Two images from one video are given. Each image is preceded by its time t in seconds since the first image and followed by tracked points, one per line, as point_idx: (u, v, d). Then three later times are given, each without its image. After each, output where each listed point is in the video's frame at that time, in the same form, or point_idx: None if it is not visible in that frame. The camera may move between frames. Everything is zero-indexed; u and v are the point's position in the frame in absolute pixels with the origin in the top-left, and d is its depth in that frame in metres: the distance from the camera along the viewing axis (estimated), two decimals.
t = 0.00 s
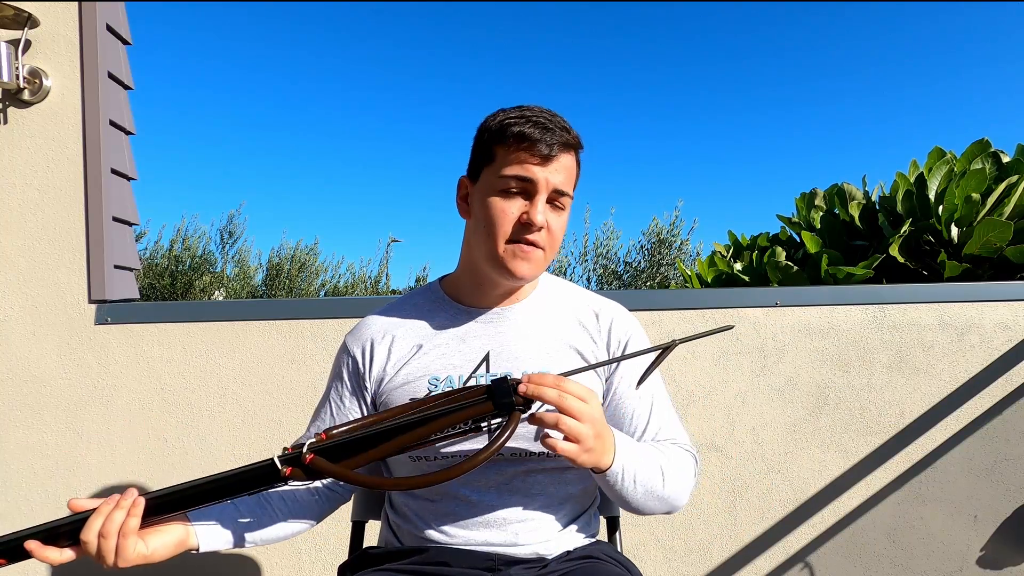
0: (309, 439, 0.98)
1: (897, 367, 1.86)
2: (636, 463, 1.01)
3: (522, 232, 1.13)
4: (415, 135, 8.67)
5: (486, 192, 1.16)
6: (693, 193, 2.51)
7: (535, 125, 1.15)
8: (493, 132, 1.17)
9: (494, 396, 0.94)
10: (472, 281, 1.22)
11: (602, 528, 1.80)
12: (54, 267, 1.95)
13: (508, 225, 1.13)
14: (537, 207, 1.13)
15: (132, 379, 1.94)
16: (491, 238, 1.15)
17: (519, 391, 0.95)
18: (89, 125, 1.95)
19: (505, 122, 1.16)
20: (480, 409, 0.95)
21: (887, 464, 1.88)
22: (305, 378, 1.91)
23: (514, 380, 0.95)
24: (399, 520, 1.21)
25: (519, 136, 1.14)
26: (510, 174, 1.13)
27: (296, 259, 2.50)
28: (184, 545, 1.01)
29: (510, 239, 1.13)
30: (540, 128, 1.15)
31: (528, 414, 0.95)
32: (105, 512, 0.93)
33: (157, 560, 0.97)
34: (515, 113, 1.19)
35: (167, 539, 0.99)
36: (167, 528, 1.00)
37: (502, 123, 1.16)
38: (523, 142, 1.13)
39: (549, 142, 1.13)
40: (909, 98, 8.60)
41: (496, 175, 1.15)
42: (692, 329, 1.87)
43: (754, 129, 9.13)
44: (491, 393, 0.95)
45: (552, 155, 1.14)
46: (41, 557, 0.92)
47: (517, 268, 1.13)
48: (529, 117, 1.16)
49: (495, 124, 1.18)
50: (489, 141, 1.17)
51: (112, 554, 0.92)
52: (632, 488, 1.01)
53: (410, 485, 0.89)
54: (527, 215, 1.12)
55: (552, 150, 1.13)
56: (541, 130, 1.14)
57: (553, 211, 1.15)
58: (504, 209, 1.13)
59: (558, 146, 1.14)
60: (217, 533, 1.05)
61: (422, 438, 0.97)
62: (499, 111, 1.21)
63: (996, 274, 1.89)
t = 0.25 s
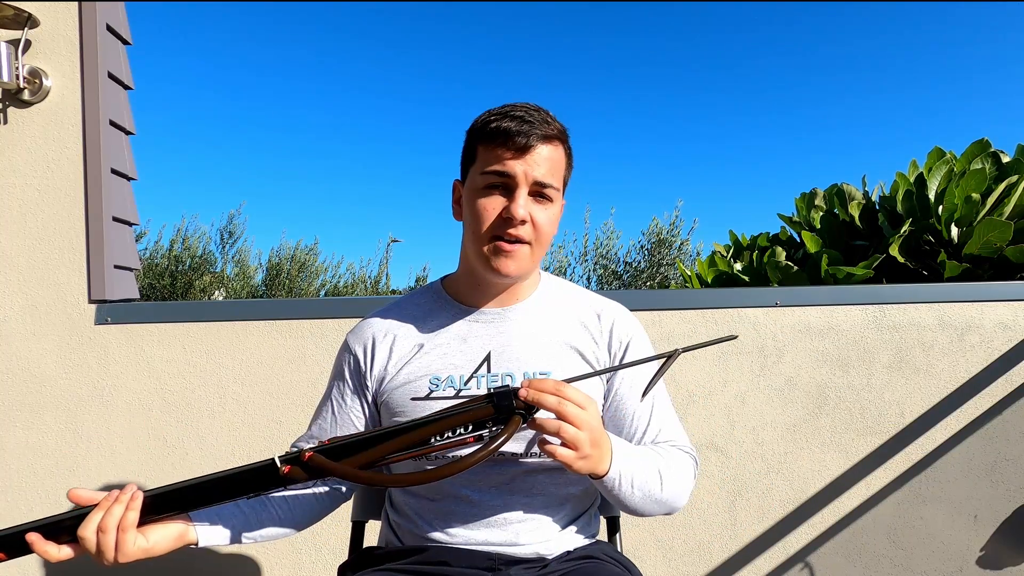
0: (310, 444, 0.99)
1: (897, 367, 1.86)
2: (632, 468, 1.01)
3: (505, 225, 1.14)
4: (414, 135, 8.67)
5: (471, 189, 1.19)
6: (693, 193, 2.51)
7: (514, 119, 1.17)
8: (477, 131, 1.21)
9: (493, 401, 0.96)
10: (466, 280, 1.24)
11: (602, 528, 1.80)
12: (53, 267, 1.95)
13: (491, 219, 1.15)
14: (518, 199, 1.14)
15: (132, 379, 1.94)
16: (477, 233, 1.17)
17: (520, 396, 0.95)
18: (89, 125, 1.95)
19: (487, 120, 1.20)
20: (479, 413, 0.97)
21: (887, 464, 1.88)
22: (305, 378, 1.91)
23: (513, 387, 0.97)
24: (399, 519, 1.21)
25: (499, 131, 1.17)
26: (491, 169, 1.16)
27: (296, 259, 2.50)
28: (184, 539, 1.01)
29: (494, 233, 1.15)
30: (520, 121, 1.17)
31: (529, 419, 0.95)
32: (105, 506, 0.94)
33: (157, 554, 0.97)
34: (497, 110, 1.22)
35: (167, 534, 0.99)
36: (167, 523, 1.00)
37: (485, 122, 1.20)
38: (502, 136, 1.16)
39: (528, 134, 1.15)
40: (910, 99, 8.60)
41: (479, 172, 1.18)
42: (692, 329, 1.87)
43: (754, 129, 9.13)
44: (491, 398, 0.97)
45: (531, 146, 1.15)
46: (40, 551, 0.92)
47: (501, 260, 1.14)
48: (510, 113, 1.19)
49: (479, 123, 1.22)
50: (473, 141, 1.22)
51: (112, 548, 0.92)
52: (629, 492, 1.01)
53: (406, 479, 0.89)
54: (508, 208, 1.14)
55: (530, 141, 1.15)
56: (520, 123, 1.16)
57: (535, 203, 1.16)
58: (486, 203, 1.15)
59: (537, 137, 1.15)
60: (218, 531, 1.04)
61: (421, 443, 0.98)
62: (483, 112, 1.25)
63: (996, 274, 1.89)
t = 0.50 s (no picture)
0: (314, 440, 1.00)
1: (897, 367, 1.86)
2: (629, 471, 1.01)
3: (495, 223, 1.15)
4: (414, 135, 8.67)
5: (463, 190, 1.20)
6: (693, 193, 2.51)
7: (500, 117, 1.18)
8: (466, 132, 1.22)
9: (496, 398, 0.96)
10: (463, 280, 1.24)
11: (602, 528, 1.80)
12: (54, 267, 1.95)
13: (481, 218, 1.15)
14: (508, 197, 1.14)
15: (132, 379, 1.94)
16: (469, 233, 1.17)
17: (524, 391, 0.95)
18: (89, 125, 1.95)
19: (475, 120, 1.21)
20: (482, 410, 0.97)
21: (887, 464, 1.88)
22: (305, 378, 1.91)
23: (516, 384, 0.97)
24: (399, 519, 1.21)
25: (486, 131, 1.17)
26: (480, 168, 1.17)
27: (296, 259, 2.50)
28: (187, 536, 1.01)
29: (485, 232, 1.15)
30: (506, 119, 1.17)
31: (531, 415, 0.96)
32: (111, 504, 0.95)
33: (159, 553, 0.98)
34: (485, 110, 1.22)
35: (169, 532, 0.99)
36: (170, 520, 1.00)
37: (473, 123, 1.21)
38: (489, 135, 1.17)
39: (514, 131, 1.16)
40: (910, 99, 8.61)
41: (469, 172, 1.19)
42: (692, 329, 1.87)
43: (753, 129, 9.14)
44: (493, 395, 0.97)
45: (518, 143, 1.16)
46: (48, 546, 0.93)
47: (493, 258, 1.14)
48: (497, 111, 1.19)
49: (468, 124, 1.23)
50: (463, 142, 1.23)
51: (113, 548, 0.94)
52: (626, 496, 1.01)
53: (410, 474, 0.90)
54: (498, 206, 1.14)
55: (517, 138, 1.15)
56: (506, 121, 1.17)
57: (525, 199, 1.16)
58: (477, 203, 1.16)
59: (523, 133, 1.15)
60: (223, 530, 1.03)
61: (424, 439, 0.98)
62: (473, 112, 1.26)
63: (996, 274, 1.89)
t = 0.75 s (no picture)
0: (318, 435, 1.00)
1: (897, 367, 1.86)
2: (630, 469, 1.01)
3: (491, 224, 1.15)
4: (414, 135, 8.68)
5: (458, 191, 1.20)
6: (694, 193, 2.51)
7: (493, 117, 1.18)
8: (460, 133, 1.22)
9: (498, 392, 0.96)
10: (460, 280, 1.24)
11: (602, 528, 1.80)
12: (54, 267, 1.95)
13: (477, 219, 1.16)
14: (502, 197, 1.14)
15: (132, 379, 1.94)
16: (465, 233, 1.18)
17: (528, 382, 0.94)
18: (89, 125, 1.95)
19: (468, 121, 1.21)
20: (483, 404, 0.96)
21: (887, 464, 1.88)
22: (305, 378, 1.91)
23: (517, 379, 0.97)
24: (399, 520, 1.20)
25: (479, 131, 1.17)
26: (474, 169, 1.17)
27: (296, 259, 2.50)
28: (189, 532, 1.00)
29: (481, 232, 1.15)
30: (499, 118, 1.17)
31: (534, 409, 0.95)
32: (113, 504, 0.96)
33: (161, 552, 0.98)
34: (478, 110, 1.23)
35: (170, 530, 0.99)
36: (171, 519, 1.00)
37: (467, 123, 1.21)
38: (482, 135, 1.17)
39: (507, 130, 1.16)
40: (909, 100, 8.61)
41: (464, 173, 1.19)
42: (692, 329, 1.87)
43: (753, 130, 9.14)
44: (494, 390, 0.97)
45: (511, 142, 1.16)
46: (53, 546, 0.93)
47: (489, 258, 1.14)
48: (490, 111, 1.20)
49: (462, 125, 1.23)
50: (457, 143, 1.23)
51: (114, 547, 0.94)
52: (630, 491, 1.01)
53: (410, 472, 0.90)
54: (492, 206, 1.14)
55: (510, 137, 1.15)
56: (499, 120, 1.17)
57: (520, 199, 1.16)
58: (472, 203, 1.16)
59: (516, 132, 1.16)
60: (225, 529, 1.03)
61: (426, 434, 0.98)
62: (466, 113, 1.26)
63: (996, 274, 1.89)
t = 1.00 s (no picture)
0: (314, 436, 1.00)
1: (897, 366, 1.86)
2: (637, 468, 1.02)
3: (501, 229, 1.15)
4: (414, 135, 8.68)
5: (465, 193, 1.19)
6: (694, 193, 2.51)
7: (503, 120, 1.16)
8: (466, 134, 1.20)
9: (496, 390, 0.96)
10: (462, 282, 1.24)
11: (602, 528, 1.80)
12: (54, 267, 1.95)
13: (487, 224, 1.15)
14: (514, 203, 1.14)
15: (132, 379, 1.94)
16: (473, 237, 1.17)
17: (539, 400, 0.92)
18: (89, 125, 1.95)
19: (476, 122, 1.19)
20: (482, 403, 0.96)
21: (886, 464, 1.88)
22: (305, 378, 1.91)
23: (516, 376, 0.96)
24: (399, 520, 1.20)
25: (489, 134, 1.16)
26: (484, 173, 1.16)
27: (296, 259, 2.50)
28: (188, 530, 1.01)
29: (491, 238, 1.15)
30: (509, 122, 1.16)
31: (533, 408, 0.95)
32: (109, 504, 0.96)
33: (158, 550, 0.98)
34: (485, 111, 1.20)
35: (168, 529, 0.99)
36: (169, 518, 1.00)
37: (473, 123, 1.19)
38: (492, 139, 1.15)
39: (518, 135, 1.15)
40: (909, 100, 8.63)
41: (472, 176, 1.17)
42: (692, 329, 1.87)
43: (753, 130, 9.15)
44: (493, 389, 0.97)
45: (522, 148, 1.15)
46: (54, 546, 0.94)
47: (499, 263, 1.14)
48: (499, 114, 1.18)
49: (468, 125, 1.21)
50: (463, 144, 1.21)
51: (112, 546, 0.94)
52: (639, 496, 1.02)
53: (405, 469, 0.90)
54: (504, 212, 1.14)
55: (521, 143, 1.14)
56: (509, 124, 1.15)
57: (530, 204, 1.16)
58: (481, 208, 1.16)
59: (528, 137, 1.15)
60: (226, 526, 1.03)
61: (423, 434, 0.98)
62: (471, 112, 1.24)
63: (996, 274, 1.89)
